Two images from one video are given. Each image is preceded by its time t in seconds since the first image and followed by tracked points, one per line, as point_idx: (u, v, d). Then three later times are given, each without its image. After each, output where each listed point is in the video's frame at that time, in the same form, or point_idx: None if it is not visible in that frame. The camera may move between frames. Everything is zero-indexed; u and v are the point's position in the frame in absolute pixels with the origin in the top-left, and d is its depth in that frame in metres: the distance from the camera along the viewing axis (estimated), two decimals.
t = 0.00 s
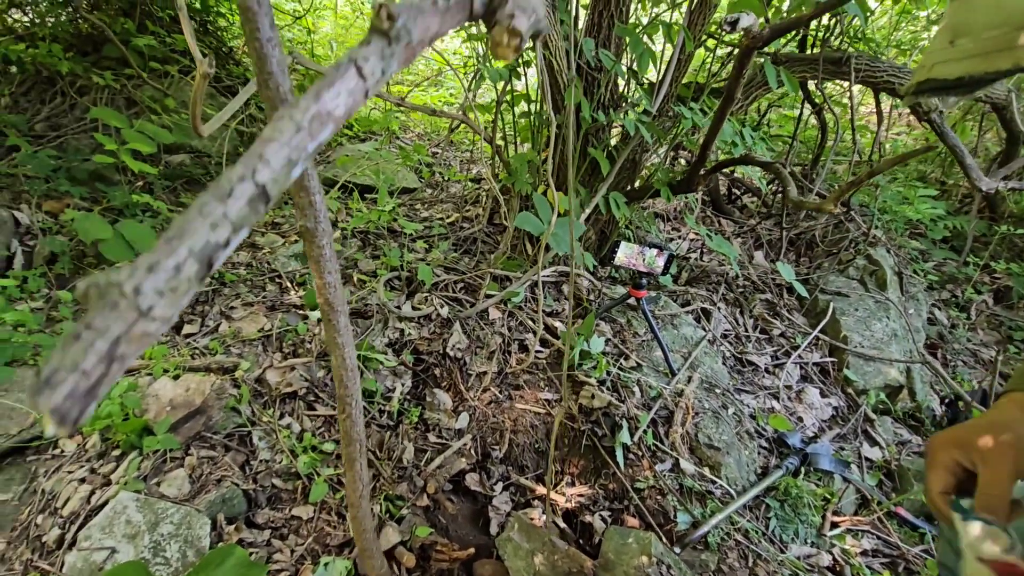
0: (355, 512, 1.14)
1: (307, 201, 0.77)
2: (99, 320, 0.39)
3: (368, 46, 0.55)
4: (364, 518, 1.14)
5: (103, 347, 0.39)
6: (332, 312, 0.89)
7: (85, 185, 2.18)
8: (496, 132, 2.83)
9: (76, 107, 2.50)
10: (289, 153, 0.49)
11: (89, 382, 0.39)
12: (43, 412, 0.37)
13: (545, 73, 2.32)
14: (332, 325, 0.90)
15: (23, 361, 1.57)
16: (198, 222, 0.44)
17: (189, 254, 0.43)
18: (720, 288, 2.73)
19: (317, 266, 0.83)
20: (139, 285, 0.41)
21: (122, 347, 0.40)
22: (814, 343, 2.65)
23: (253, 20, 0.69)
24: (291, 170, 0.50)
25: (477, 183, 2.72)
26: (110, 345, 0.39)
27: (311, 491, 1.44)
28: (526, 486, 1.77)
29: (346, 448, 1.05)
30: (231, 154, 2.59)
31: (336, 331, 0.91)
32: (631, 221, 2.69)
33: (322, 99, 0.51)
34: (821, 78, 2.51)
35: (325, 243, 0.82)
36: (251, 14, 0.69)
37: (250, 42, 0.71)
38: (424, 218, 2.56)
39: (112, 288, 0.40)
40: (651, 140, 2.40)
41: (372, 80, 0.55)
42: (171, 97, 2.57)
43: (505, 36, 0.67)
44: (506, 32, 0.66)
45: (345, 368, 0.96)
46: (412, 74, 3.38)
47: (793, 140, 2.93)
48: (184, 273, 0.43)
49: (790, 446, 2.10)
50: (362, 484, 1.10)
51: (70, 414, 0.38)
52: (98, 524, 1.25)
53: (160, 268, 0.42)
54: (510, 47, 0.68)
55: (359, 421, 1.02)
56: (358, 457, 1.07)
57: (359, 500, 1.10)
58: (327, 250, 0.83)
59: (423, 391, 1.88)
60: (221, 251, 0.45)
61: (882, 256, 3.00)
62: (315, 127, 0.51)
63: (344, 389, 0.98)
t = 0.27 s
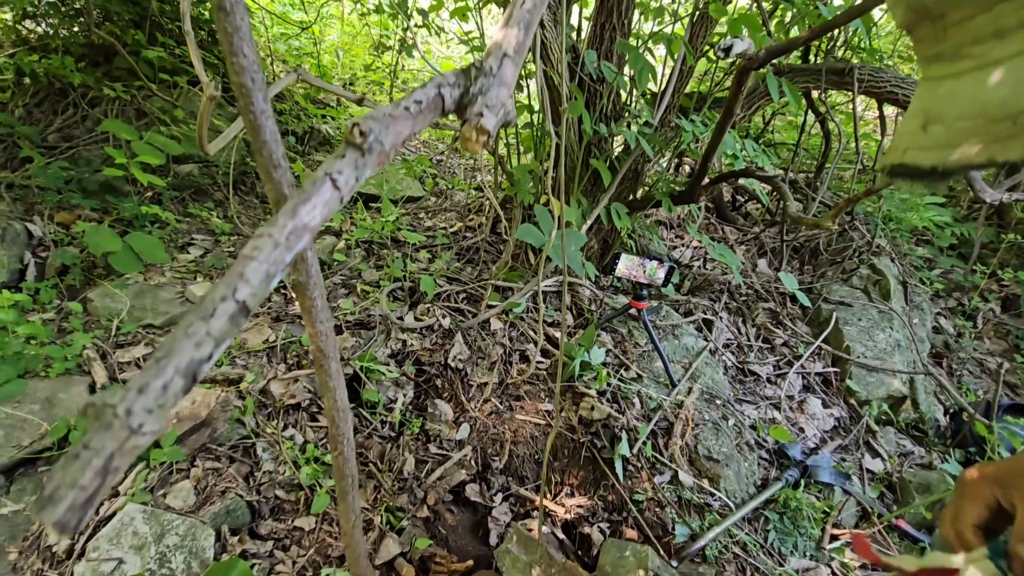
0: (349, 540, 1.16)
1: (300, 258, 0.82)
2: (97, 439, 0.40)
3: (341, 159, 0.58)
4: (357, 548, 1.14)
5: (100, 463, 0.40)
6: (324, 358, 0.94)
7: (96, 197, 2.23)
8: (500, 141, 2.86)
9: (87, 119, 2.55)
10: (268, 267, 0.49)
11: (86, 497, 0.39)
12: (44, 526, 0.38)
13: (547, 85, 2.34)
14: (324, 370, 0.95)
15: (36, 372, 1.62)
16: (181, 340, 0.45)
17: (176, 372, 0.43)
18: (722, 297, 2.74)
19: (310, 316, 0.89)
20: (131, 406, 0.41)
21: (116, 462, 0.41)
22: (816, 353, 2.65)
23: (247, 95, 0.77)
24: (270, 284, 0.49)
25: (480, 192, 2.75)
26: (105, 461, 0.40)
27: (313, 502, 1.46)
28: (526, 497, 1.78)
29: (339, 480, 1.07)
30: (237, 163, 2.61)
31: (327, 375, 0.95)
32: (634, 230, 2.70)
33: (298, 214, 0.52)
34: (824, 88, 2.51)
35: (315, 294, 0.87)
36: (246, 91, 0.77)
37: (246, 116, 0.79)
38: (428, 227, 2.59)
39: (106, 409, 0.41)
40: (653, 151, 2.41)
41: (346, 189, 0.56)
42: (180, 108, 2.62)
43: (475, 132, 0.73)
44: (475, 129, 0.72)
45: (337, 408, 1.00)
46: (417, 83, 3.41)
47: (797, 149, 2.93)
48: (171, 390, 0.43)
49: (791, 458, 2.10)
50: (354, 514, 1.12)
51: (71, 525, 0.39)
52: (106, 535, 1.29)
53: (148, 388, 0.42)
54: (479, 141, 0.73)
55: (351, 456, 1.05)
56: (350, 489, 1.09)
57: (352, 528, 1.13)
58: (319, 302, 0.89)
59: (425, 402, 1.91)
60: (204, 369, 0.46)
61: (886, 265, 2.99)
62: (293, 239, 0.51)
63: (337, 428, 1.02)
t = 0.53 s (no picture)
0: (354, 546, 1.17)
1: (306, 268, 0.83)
2: (105, 458, 0.41)
3: (348, 177, 0.58)
4: (362, 554, 1.15)
5: (110, 482, 0.41)
6: (329, 365, 0.95)
7: (105, 199, 2.25)
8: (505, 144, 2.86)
9: (97, 121, 2.57)
10: (275, 285, 0.50)
11: (95, 515, 0.40)
12: (55, 545, 0.39)
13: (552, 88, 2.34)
14: (330, 377, 0.96)
15: (45, 373, 1.64)
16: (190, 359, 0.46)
17: (184, 391, 0.44)
18: (728, 300, 2.73)
19: (315, 324, 0.89)
20: (140, 425, 0.42)
21: (125, 481, 0.41)
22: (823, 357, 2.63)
23: (254, 107, 0.79)
24: (277, 302, 0.50)
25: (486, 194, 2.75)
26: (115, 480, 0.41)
27: (318, 504, 1.47)
28: (531, 500, 1.78)
29: (343, 485, 1.07)
30: (244, 165, 2.62)
31: (333, 383, 0.96)
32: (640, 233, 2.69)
33: (306, 232, 0.52)
34: (832, 91, 2.50)
35: (321, 303, 0.89)
36: (254, 104, 0.80)
37: (253, 127, 0.81)
38: (433, 229, 2.59)
39: (115, 428, 0.42)
40: (658, 153, 2.40)
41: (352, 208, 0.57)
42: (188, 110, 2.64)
43: (479, 148, 0.74)
44: (481, 146, 0.73)
45: (342, 415, 1.01)
46: (423, 85, 3.42)
47: (805, 151, 2.91)
48: (179, 409, 0.44)
49: (797, 462, 2.09)
50: (359, 521, 1.13)
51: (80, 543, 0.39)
52: (114, 536, 1.30)
53: (157, 407, 0.43)
54: (483, 157, 0.74)
55: (356, 463, 1.05)
56: (355, 495, 1.09)
57: (356, 534, 1.13)
58: (324, 309, 0.90)
59: (430, 404, 1.92)
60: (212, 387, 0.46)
61: (894, 268, 2.97)
62: (300, 258, 0.52)
63: (342, 435, 1.03)
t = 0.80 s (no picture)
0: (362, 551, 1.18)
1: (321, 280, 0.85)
2: (137, 473, 0.42)
3: (368, 194, 0.59)
4: (370, 559, 1.16)
5: (140, 497, 0.42)
6: (341, 374, 0.96)
7: (115, 202, 2.28)
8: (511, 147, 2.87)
9: (107, 123, 2.59)
10: (298, 302, 0.51)
11: (128, 529, 0.41)
12: (88, 558, 0.40)
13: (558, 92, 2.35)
14: (342, 386, 0.97)
15: (55, 375, 1.66)
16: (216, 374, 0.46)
17: (212, 407, 0.45)
18: (734, 303, 2.72)
19: (328, 332, 0.91)
20: (170, 441, 0.43)
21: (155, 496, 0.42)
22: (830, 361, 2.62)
23: (272, 120, 0.80)
24: (300, 319, 0.51)
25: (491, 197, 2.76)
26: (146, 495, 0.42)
27: (324, 506, 1.48)
28: (535, 504, 1.79)
29: (352, 490, 1.08)
30: (252, 168, 2.64)
31: (345, 391, 0.97)
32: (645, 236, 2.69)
33: (327, 249, 0.53)
34: (839, 94, 2.49)
35: (333, 312, 0.90)
36: (270, 117, 0.81)
37: (270, 141, 0.82)
38: (439, 232, 2.60)
39: (146, 444, 0.43)
40: (664, 157, 2.40)
41: (372, 224, 0.58)
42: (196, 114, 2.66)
43: (493, 165, 0.75)
44: (496, 162, 0.74)
45: (353, 423, 1.02)
46: (429, 88, 3.43)
47: (811, 155, 2.90)
48: (207, 425, 0.44)
49: (802, 467, 2.08)
50: (368, 526, 1.14)
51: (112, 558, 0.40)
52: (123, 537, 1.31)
53: (186, 423, 0.44)
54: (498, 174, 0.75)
55: (366, 470, 1.06)
56: (364, 501, 1.10)
57: (365, 540, 1.14)
58: (338, 319, 0.91)
59: (435, 407, 1.92)
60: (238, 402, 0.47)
61: (901, 273, 2.95)
62: (322, 275, 0.53)
63: (353, 442, 1.04)
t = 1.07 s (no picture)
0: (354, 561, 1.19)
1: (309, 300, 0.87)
2: (112, 505, 0.46)
3: (341, 230, 0.61)
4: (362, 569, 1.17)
5: (114, 527, 0.46)
6: (330, 391, 0.98)
7: (119, 208, 2.30)
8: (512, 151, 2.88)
9: (113, 129, 2.62)
10: (271, 337, 0.55)
11: (102, 557, 0.45)
12: None
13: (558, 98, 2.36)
14: (331, 402, 0.98)
15: (59, 379, 1.68)
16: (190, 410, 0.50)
17: (184, 441, 0.49)
18: (734, 308, 2.72)
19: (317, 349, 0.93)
20: (143, 474, 0.47)
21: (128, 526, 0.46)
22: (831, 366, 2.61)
23: (260, 145, 0.82)
24: (272, 353, 0.55)
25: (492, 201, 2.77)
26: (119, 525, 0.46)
27: (322, 512, 1.49)
28: (534, 509, 1.79)
29: (343, 502, 1.09)
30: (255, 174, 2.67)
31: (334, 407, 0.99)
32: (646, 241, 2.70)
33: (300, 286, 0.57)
34: (840, 99, 2.48)
35: (322, 329, 0.91)
36: (259, 142, 0.82)
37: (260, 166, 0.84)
38: (440, 237, 2.62)
39: (120, 477, 0.47)
40: (664, 162, 2.41)
41: (345, 258, 0.61)
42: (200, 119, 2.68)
43: (470, 196, 0.76)
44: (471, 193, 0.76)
45: (343, 437, 1.03)
46: (431, 92, 3.45)
47: (813, 160, 2.89)
48: (179, 458, 0.49)
49: (803, 474, 2.07)
50: (359, 538, 1.14)
51: None
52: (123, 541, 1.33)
53: (159, 456, 0.48)
54: (473, 205, 0.76)
55: (356, 483, 1.07)
56: (355, 514, 1.12)
57: (356, 551, 1.16)
58: (327, 337, 0.93)
59: (435, 412, 1.93)
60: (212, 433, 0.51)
61: (903, 278, 2.94)
62: (295, 310, 0.56)
63: (344, 455, 1.05)
